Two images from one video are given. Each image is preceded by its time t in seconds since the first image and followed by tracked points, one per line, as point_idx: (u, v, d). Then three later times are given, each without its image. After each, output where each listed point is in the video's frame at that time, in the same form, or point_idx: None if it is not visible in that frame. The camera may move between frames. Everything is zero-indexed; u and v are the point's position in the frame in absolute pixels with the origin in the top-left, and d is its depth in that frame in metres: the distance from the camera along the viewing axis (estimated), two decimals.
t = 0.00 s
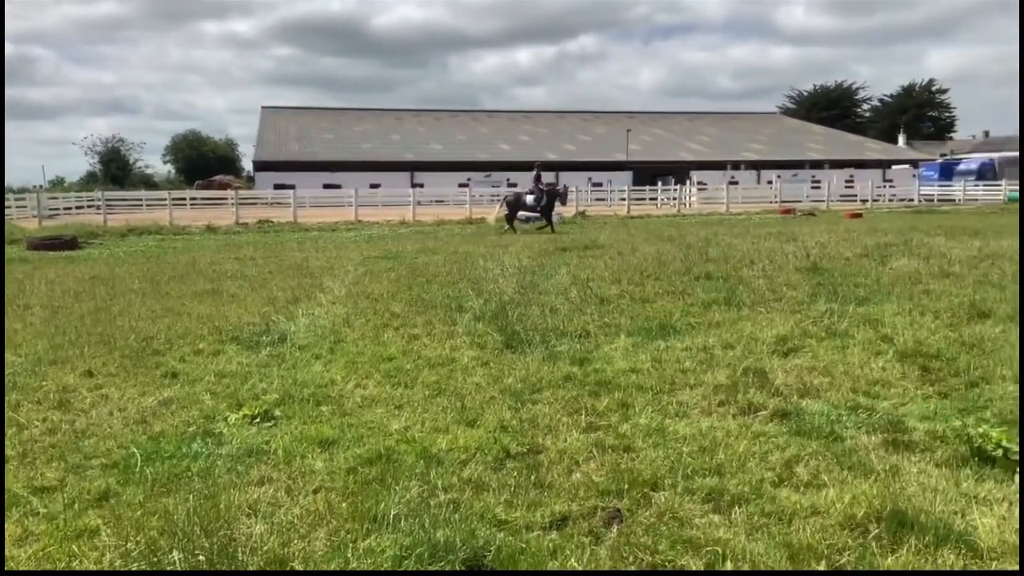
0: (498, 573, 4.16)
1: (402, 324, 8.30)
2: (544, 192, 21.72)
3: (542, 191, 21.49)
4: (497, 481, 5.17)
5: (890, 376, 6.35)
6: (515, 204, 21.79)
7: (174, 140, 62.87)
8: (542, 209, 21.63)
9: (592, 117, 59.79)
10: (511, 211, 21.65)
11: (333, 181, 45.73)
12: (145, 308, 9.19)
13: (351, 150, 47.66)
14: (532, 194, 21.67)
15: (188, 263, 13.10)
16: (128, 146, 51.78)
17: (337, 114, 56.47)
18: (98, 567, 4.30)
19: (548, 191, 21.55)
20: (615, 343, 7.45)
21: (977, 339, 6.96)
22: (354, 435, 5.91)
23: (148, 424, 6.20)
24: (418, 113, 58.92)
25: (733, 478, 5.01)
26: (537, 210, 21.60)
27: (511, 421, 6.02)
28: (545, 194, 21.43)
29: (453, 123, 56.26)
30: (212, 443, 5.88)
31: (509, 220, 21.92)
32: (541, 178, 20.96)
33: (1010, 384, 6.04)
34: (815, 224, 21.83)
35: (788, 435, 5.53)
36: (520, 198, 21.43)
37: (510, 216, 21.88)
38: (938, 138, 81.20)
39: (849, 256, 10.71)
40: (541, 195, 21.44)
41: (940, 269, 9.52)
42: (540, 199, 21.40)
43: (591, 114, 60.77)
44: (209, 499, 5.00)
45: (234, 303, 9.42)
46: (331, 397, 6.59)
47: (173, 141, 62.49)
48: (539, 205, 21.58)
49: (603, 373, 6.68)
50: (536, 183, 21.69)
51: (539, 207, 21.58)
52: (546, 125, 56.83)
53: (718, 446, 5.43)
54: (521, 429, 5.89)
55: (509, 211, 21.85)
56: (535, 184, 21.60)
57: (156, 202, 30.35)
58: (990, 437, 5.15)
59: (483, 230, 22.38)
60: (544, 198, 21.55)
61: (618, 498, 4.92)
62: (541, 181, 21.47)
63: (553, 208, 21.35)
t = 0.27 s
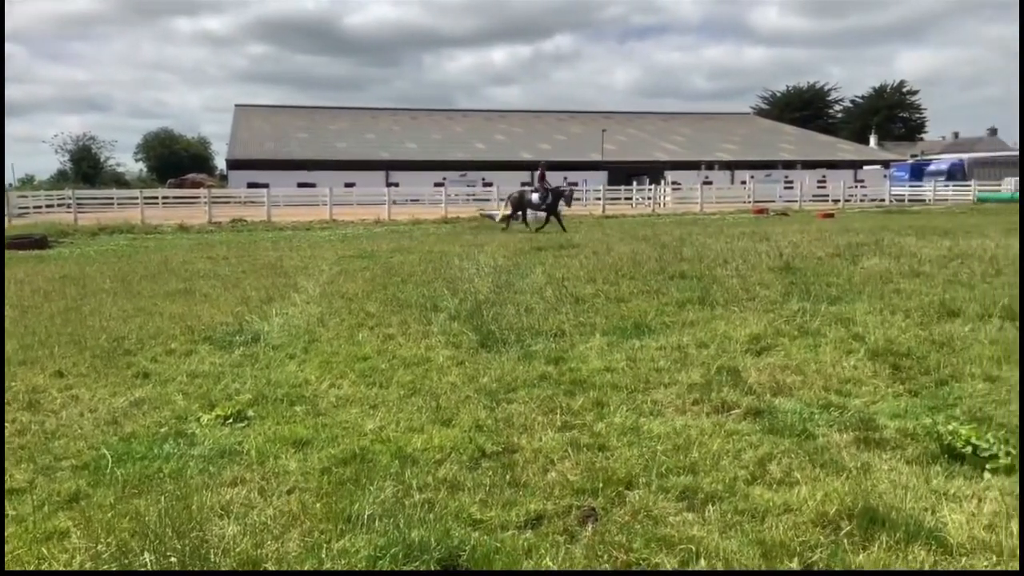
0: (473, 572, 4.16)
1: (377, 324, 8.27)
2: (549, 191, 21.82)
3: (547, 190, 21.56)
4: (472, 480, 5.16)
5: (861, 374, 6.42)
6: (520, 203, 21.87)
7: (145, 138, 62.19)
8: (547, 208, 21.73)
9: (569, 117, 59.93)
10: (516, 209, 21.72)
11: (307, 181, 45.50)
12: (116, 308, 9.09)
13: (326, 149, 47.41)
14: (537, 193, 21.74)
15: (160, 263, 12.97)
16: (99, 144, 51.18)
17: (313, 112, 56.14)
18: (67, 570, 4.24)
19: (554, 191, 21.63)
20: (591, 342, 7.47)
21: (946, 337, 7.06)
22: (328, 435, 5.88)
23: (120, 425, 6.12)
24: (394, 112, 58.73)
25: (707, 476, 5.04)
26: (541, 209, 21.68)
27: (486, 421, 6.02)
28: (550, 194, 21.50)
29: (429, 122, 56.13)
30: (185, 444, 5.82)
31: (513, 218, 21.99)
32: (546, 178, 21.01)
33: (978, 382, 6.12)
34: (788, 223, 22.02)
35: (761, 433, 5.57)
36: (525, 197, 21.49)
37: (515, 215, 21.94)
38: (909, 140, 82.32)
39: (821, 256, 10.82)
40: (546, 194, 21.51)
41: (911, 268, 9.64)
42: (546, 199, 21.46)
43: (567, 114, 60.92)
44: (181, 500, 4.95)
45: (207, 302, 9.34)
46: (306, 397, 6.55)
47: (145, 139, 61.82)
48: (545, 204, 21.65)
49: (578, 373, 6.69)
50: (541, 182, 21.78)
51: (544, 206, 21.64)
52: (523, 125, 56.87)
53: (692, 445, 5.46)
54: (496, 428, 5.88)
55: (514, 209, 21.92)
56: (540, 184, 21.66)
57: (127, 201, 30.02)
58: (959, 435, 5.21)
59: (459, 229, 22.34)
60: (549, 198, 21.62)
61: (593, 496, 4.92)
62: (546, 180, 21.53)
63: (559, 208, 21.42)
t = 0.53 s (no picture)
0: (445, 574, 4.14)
1: (350, 325, 8.23)
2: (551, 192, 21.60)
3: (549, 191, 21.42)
4: (445, 482, 5.14)
5: (831, 374, 6.48)
6: (522, 204, 21.79)
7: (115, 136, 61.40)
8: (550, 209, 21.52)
9: (545, 119, 60.02)
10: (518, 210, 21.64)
11: (279, 181, 45.20)
12: (84, 309, 8.96)
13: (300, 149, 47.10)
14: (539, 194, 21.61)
15: (129, 263, 12.80)
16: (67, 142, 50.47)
17: (287, 112, 55.76)
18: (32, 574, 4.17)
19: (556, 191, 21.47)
20: (564, 343, 7.48)
21: (914, 338, 7.15)
22: (300, 437, 5.83)
23: (88, 427, 6.03)
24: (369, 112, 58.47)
25: (679, 476, 5.06)
26: (543, 210, 21.57)
27: (459, 421, 6.01)
28: (552, 194, 21.36)
29: (405, 122, 55.96)
30: (154, 446, 5.75)
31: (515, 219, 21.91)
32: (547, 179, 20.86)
33: (946, 382, 6.20)
34: (760, 225, 22.20)
35: (733, 433, 5.61)
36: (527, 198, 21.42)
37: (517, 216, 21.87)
38: (878, 143, 83.49)
39: (792, 257, 10.93)
40: (548, 195, 21.37)
41: (880, 269, 9.76)
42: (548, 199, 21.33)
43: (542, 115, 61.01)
44: (150, 503, 4.88)
45: (177, 303, 9.24)
46: (277, 399, 6.50)
47: (114, 138, 61.05)
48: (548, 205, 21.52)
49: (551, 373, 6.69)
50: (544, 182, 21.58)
51: (546, 207, 21.52)
52: (499, 126, 56.89)
53: (664, 445, 5.49)
54: (470, 429, 5.88)
55: (516, 210, 21.86)
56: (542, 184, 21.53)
57: (96, 200, 29.63)
58: (927, 434, 5.27)
59: (432, 230, 22.29)
60: (551, 198, 21.48)
61: (565, 497, 4.93)
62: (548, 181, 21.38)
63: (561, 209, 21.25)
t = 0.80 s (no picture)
0: None
1: (320, 327, 8.17)
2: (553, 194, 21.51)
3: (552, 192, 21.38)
4: (416, 485, 5.11)
5: (800, 375, 6.54)
6: (524, 206, 21.76)
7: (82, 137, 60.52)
8: (552, 210, 21.43)
9: (519, 121, 60.10)
10: (520, 212, 21.69)
11: (249, 182, 44.83)
12: (49, 312, 8.81)
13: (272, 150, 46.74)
14: (541, 195, 21.58)
15: (95, 266, 12.62)
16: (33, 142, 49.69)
17: (259, 113, 55.32)
18: None
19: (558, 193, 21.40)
20: (536, 345, 7.48)
21: (881, 338, 7.23)
22: (269, 441, 5.78)
23: (52, 432, 5.93)
24: (343, 113, 58.17)
25: (649, 478, 5.07)
26: (545, 211, 21.48)
27: (431, 424, 5.98)
28: (554, 196, 21.30)
29: (378, 124, 55.76)
30: (120, 452, 5.66)
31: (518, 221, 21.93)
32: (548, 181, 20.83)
33: (912, 382, 6.28)
34: (730, 227, 22.40)
35: (703, 434, 5.64)
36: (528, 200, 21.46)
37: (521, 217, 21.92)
38: (847, 146, 84.64)
39: (761, 258, 11.05)
40: (550, 197, 21.32)
41: (848, 271, 9.87)
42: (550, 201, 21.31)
43: (516, 117, 61.10)
44: (116, 509, 4.81)
45: (144, 306, 9.12)
46: (246, 403, 6.44)
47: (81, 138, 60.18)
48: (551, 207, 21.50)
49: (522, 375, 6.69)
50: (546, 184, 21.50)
51: (548, 208, 21.46)
52: (473, 127, 56.88)
53: (635, 446, 5.50)
54: (441, 431, 5.85)
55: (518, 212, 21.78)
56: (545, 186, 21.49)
57: (62, 201, 29.20)
58: (894, 434, 5.33)
59: (404, 232, 22.24)
60: (553, 199, 21.40)
61: (537, 499, 4.92)
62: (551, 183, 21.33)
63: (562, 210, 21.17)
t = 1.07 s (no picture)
0: None
1: (290, 332, 8.11)
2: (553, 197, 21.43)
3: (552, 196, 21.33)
4: (387, 490, 5.08)
5: (769, 376, 6.59)
6: (524, 210, 21.67)
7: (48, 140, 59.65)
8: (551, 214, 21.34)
9: (493, 124, 60.16)
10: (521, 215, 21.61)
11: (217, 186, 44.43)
12: (13, 318, 8.67)
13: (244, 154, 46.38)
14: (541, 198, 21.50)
15: (60, 271, 12.43)
16: None
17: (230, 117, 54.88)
18: None
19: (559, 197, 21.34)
20: (508, 348, 7.48)
21: (849, 339, 7.31)
22: (239, 447, 5.72)
23: (16, 441, 5.82)
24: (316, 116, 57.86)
25: (621, 480, 5.08)
26: (545, 215, 21.38)
27: (402, 429, 5.95)
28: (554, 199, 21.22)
29: (352, 128, 55.54)
30: (86, 460, 5.57)
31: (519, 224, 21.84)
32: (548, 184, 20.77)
33: (880, 383, 6.36)
34: (701, 230, 22.54)
35: (674, 436, 5.66)
36: (528, 204, 21.38)
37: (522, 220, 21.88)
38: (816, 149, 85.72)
39: (731, 260, 11.12)
40: (551, 200, 21.25)
41: (816, 272, 9.98)
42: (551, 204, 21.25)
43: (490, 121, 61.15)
44: (81, 517, 4.72)
45: (111, 312, 9.00)
46: (215, 409, 6.37)
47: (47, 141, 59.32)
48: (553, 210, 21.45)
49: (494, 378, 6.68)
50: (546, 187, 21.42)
51: (548, 212, 21.37)
52: (447, 131, 56.84)
53: (607, 448, 5.51)
54: (412, 436, 5.83)
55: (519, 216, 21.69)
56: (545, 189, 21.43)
57: (26, 206, 28.76)
58: (862, 434, 5.39)
59: (375, 236, 22.13)
60: (553, 203, 21.32)
61: (508, 503, 4.90)
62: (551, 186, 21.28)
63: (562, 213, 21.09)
